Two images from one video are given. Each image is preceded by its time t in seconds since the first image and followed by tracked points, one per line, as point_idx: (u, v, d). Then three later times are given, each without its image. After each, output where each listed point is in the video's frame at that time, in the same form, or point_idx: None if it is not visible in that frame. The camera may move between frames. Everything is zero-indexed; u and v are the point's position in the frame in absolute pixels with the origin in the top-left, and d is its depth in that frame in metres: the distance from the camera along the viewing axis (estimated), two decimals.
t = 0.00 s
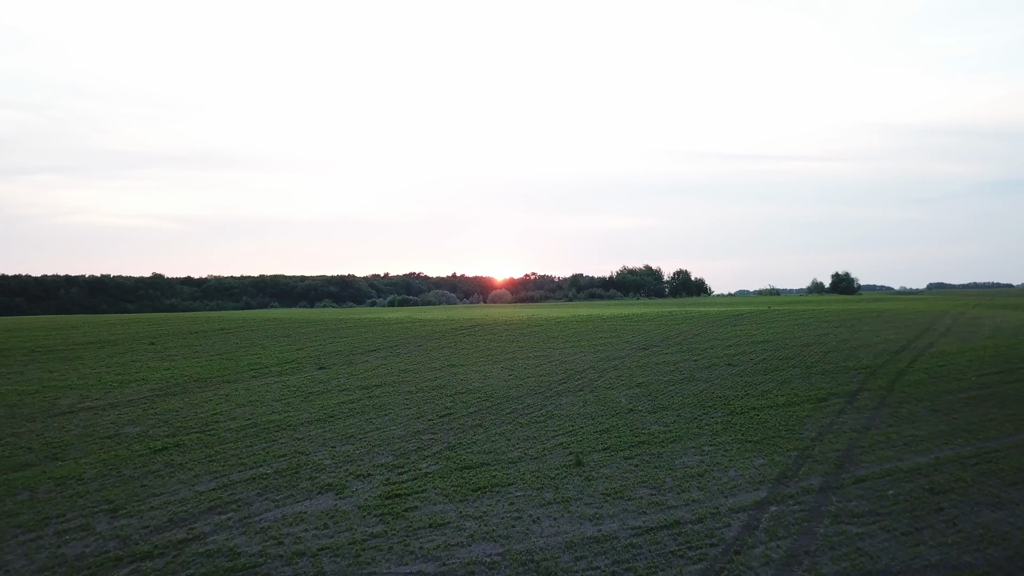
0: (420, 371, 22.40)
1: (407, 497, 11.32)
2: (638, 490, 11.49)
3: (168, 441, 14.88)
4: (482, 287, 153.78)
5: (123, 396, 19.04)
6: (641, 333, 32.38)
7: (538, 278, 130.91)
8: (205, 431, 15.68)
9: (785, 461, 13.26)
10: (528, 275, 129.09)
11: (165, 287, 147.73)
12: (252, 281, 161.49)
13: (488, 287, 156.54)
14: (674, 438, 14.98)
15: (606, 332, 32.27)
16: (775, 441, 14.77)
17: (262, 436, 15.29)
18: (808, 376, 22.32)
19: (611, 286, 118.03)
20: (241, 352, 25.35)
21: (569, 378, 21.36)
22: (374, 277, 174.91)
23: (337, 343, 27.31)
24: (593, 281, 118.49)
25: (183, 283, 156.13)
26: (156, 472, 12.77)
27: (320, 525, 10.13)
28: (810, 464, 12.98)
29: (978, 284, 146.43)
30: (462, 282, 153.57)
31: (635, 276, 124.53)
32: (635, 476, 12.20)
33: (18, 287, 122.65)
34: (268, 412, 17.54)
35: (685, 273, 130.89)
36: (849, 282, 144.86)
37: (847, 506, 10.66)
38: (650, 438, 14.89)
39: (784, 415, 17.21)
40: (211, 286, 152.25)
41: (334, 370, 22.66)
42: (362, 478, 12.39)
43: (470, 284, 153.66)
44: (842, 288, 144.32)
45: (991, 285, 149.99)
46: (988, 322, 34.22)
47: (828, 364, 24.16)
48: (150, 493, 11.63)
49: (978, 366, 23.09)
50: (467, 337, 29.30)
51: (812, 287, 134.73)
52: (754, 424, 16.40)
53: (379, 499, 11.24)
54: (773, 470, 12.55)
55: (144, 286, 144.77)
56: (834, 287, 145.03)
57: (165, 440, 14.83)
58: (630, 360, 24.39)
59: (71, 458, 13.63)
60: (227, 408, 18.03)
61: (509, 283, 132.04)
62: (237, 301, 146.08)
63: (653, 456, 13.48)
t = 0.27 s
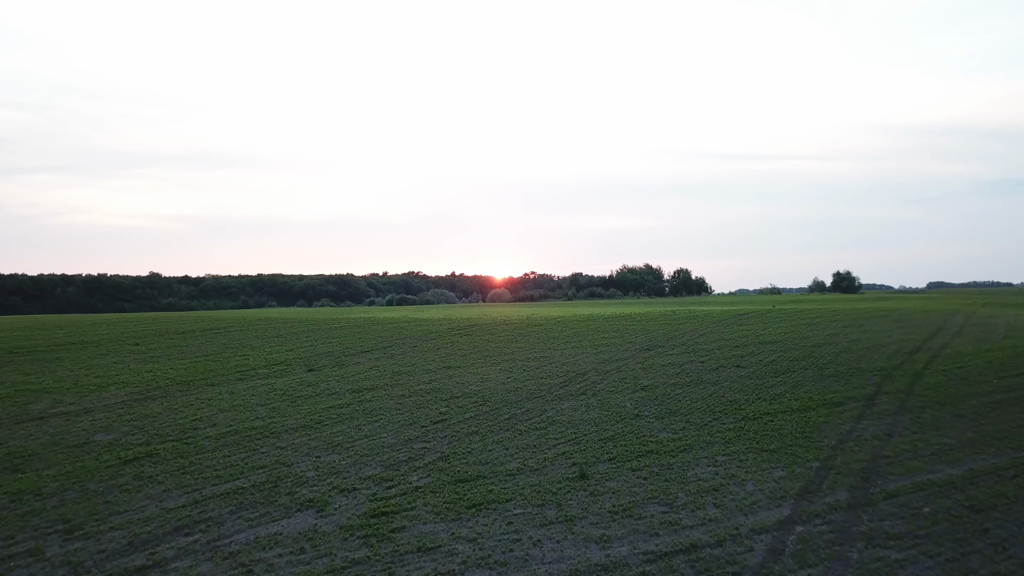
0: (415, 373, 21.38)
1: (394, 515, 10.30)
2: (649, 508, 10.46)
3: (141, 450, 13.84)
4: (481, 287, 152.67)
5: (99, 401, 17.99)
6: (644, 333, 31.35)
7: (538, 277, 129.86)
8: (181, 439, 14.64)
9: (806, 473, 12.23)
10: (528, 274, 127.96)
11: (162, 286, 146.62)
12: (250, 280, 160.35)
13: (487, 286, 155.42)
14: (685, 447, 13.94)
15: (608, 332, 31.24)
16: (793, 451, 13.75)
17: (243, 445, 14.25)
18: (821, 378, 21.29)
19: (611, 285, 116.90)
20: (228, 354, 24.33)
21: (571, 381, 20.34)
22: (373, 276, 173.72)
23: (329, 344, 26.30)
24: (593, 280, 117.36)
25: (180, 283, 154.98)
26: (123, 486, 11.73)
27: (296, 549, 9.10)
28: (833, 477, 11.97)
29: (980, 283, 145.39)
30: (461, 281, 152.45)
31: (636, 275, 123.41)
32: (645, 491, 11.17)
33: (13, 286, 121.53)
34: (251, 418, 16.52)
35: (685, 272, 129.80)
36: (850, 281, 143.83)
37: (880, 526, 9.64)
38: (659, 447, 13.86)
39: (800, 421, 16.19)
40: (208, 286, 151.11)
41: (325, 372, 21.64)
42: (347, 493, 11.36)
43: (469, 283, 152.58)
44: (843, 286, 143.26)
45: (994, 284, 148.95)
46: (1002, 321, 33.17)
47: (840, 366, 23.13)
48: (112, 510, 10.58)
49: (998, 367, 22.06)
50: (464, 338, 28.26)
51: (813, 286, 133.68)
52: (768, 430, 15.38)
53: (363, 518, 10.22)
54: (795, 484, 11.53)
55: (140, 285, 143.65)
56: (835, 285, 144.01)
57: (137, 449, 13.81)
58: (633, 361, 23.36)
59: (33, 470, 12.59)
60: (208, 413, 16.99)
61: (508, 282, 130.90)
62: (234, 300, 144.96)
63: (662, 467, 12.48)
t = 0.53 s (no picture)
0: (409, 376, 20.31)
1: (379, 539, 9.27)
2: (663, 531, 9.40)
3: (108, 462, 12.78)
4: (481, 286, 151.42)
5: (72, 406, 16.91)
6: (648, 333, 30.27)
7: (537, 276, 128.79)
8: (154, 450, 13.57)
9: (832, 488, 11.16)
10: (528, 274, 126.90)
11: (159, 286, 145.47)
12: (248, 281, 159.17)
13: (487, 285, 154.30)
14: (698, 458, 12.88)
15: (610, 332, 30.17)
16: (815, 462, 12.69)
17: (221, 456, 13.18)
18: (836, 381, 20.23)
19: (611, 285, 115.76)
20: (213, 356, 23.23)
21: (572, 385, 19.27)
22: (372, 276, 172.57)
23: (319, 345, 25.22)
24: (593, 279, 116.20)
25: (178, 282, 153.81)
26: (83, 503, 10.66)
27: None
28: (862, 493, 10.91)
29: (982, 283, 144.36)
30: (461, 281, 151.36)
31: (636, 275, 122.27)
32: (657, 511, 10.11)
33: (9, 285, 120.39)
34: (231, 426, 15.44)
35: (686, 271, 128.67)
36: (851, 280, 142.73)
37: (924, 553, 8.58)
38: (670, 458, 12.81)
39: (819, 429, 15.13)
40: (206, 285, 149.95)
41: (314, 376, 20.56)
42: (329, 513, 10.31)
43: (469, 283, 151.40)
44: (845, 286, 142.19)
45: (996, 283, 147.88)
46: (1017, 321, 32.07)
47: (855, 368, 22.08)
48: (65, 534, 9.52)
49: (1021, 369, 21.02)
50: (462, 339, 27.20)
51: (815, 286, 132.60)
52: (785, 439, 14.33)
53: (344, 542, 9.18)
54: (821, 501, 10.47)
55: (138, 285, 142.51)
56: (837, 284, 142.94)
57: (103, 461, 12.73)
58: (638, 364, 22.29)
59: None
60: (187, 420, 15.91)
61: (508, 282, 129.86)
62: (232, 300, 143.77)
63: (674, 482, 11.42)
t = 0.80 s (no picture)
0: (402, 380, 19.24)
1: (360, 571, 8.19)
2: (680, 559, 8.32)
3: (68, 476, 11.67)
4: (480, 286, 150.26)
5: (40, 413, 15.80)
6: (652, 333, 29.17)
7: (537, 276, 127.67)
8: (122, 462, 12.47)
9: (864, 507, 10.09)
10: (527, 273, 125.76)
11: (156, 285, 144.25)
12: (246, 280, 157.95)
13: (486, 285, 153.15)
14: (713, 472, 11.80)
15: (612, 333, 29.08)
16: (840, 477, 11.62)
17: (193, 469, 12.09)
18: (853, 385, 19.14)
19: (611, 284, 114.61)
20: (197, 358, 22.14)
21: (575, 389, 18.18)
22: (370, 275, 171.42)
23: (309, 347, 24.13)
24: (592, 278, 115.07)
25: (174, 282, 152.56)
26: (32, 526, 9.55)
27: None
28: (898, 513, 9.83)
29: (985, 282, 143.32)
30: (459, 280, 150.23)
31: (636, 274, 121.10)
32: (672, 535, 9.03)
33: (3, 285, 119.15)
34: (209, 435, 14.36)
35: (686, 270, 127.56)
36: (853, 279, 141.66)
37: None
38: (683, 473, 11.73)
39: (841, 437, 14.05)
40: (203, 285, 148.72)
41: (301, 380, 19.47)
42: (305, 538, 9.23)
43: (468, 282, 150.26)
44: (846, 285, 141.15)
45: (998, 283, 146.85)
46: None
47: (872, 371, 21.00)
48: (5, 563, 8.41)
49: None
50: (459, 340, 26.11)
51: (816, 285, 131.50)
52: (805, 450, 13.25)
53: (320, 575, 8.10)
54: (855, 523, 9.39)
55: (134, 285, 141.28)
56: (838, 283, 141.87)
57: (63, 475, 11.64)
58: (643, 366, 21.22)
59: None
60: (161, 428, 14.82)
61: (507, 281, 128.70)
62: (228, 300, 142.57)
63: (689, 500, 10.35)
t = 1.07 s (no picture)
0: (393, 385, 18.12)
1: None
2: None
3: (19, 494, 10.53)
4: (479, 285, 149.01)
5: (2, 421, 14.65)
6: (657, 334, 28.02)
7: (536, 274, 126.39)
8: (81, 478, 11.33)
9: (906, 531, 8.97)
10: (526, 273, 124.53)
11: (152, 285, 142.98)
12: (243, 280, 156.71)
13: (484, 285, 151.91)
14: (733, 490, 10.68)
15: (615, 334, 27.93)
16: (874, 495, 10.50)
17: (159, 485, 10.96)
18: (873, 390, 18.00)
19: (611, 283, 113.41)
20: (179, 362, 21.01)
21: (577, 395, 17.06)
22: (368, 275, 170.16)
23: (298, 349, 22.99)
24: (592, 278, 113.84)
25: (171, 281, 151.27)
26: None
27: None
28: (946, 539, 8.72)
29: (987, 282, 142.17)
30: (458, 280, 148.96)
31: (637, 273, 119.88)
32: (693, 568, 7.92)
33: None
34: (181, 446, 13.23)
35: (687, 270, 126.30)
36: (854, 278, 140.45)
37: None
38: (699, 490, 10.60)
39: (868, 448, 12.92)
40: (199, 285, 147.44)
41: (287, 384, 18.35)
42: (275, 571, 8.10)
43: (467, 282, 148.99)
44: (848, 284, 139.95)
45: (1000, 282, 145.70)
46: None
47: (891, 374, 19.87)
48: None
49: None
50: (455, 341, 24.97)
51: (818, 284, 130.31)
52: (831, 462, 12.12)
53: None
54: (899, 552, 8.27)
55: (130, 284, 140.00)
56: (840, 282, 140.72)
57: (13, 494, 10.51)
58: (649, 369, 20.09)
59: None
60: (131, 438, 13.68)
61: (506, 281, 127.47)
62: (225, 299, 141.32)
63: (709, 524, 9.24)
